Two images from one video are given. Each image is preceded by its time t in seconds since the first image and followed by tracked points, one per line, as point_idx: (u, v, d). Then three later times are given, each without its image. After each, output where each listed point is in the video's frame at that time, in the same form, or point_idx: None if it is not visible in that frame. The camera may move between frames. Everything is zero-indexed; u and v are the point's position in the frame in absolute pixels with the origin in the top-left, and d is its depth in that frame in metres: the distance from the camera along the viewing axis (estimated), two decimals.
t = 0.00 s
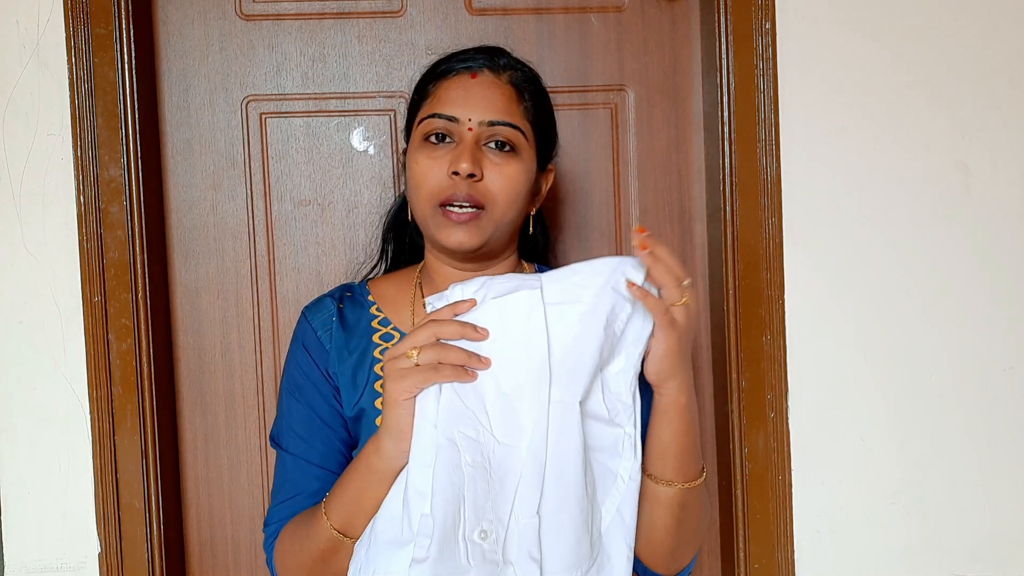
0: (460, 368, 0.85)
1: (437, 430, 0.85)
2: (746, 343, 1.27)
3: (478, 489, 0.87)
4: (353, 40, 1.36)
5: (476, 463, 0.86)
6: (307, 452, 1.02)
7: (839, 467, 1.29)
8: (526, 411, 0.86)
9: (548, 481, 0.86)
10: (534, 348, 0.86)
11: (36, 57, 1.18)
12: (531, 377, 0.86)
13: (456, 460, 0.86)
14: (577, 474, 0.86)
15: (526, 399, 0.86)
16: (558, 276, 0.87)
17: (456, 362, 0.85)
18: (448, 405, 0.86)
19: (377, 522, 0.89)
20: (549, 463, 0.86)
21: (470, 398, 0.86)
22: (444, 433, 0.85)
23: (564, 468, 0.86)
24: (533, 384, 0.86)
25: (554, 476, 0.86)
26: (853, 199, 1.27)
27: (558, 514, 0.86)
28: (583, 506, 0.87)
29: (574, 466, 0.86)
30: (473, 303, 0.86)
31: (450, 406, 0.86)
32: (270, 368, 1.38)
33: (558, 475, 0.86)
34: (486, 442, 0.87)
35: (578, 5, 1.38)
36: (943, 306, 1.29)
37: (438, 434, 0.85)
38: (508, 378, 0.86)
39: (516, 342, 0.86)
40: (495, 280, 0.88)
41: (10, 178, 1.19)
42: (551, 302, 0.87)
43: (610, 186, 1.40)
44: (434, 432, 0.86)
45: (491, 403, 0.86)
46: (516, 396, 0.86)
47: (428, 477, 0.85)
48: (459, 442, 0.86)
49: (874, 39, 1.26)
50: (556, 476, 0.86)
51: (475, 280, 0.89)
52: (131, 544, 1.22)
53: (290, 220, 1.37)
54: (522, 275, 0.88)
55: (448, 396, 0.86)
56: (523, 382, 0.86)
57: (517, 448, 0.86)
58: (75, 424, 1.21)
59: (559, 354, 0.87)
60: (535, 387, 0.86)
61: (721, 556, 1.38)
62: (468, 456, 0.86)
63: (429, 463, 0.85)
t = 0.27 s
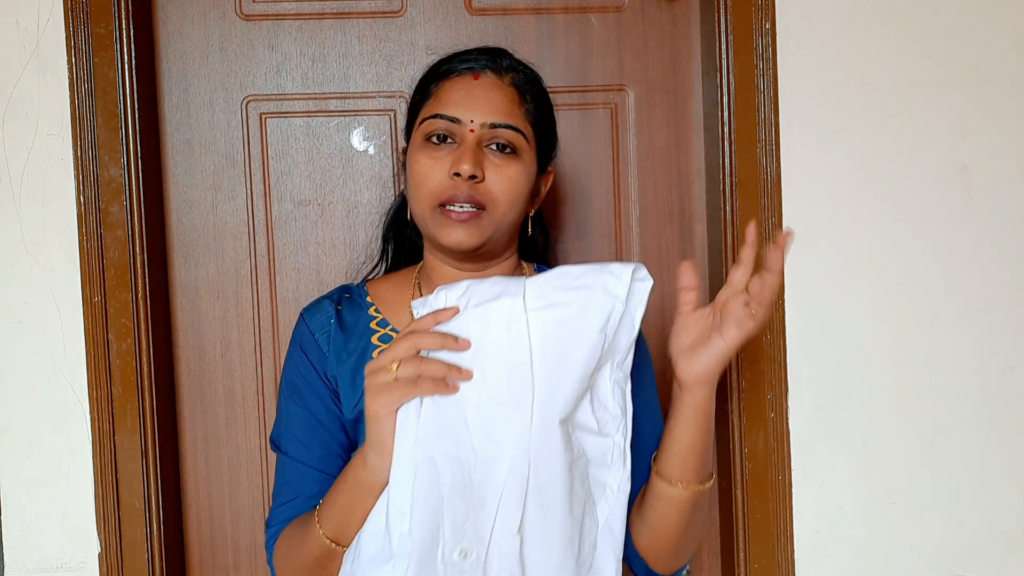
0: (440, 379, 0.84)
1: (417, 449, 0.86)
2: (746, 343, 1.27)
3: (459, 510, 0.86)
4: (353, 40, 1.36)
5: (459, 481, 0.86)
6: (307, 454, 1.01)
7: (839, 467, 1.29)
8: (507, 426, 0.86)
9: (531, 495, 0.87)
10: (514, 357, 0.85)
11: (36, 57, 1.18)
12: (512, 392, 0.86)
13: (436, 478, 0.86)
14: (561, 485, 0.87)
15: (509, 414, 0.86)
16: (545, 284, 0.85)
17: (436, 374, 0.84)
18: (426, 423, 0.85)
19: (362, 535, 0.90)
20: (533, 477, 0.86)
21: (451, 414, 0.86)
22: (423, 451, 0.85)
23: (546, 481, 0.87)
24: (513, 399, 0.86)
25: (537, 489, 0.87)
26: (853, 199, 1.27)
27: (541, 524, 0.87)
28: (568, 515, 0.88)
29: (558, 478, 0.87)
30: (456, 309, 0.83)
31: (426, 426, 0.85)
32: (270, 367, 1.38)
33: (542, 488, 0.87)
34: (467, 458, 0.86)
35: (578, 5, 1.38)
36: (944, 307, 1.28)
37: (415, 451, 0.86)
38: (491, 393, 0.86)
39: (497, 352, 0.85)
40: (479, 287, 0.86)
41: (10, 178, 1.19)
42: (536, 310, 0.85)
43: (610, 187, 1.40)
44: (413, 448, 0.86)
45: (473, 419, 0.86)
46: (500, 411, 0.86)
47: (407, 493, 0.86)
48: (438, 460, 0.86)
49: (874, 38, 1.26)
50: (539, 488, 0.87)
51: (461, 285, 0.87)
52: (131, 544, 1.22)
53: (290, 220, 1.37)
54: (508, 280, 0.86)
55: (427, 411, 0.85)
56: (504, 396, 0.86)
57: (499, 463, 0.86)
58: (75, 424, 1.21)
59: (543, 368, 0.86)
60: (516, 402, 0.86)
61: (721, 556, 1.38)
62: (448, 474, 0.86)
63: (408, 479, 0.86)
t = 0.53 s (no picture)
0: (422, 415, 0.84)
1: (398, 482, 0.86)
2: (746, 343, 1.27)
3: (440, 547, 0.86)
4: (353, 40, 1.36)
5: (440, 516, 0.86)
6: (308, 456, 1.03)
7: (839, 467, 1.29)
8: (489, 464, 0.85)
9: (514, 532, 0.86)
10: (499, 389, 0.84)
11: (36, 57, 1.18)
12: (494, 429, 0.84)
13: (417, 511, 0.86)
14: (546, 522, 0.86)
15: (491, 452, 0.85)
16: (531, 310, 0.84)
17: (421, 407, 0.83)
18: (407, 457, 0.86)
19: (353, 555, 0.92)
20: (515, 514, 0.85)
21: (433, 449, 0.85)
22: (404, 484, 0.86)
23: (530, 518, 0.86)
24: (495, 437, 0.85)
25: (520, 526, 0.86)
26: (853, 199, 1.27)
27: (523, 564, 0.86)
28: (551, 554, 0.87)
29: (542, 515, 0.86)
30: (441, 335, 0.83)
31: (407, 458, 0.86)
32: (270, 367, 1.38)
33: (525, 525, 0.86)
34: (449, 494, 0.86)
35: (578, 5, 1.38)
36: (944, 306, 1.28)
37: (396, 484, 0.86)
38: (472, 429, 0.85)
39: (481, 385, 0.85)
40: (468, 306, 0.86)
41: (10, 178, 1.19)
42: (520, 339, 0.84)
43: (610, 187, 1.40)
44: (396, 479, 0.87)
45: (455, 454, 0.85)
46: (482, 448, 0.85)
47: (389, 526, 0.87)
48: (420, 494, 0.86)
49: (874, 38, 1.26)
50: (522, 526, 0.86)
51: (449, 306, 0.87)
52: (131, 544, 1.22)
53: (290, 220, 1.37)
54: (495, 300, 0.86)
55: (409, 443, 0.86)
56: (486, 432, 0.85)
57: (481, 501, 0.85)
58: (75, 424, 1.21)
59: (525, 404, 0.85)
60: (497, 441, 0.85)
61: (721, 556, 1.38)
62: (429, 509, 0.86)
63: (390, 510, 0.86)
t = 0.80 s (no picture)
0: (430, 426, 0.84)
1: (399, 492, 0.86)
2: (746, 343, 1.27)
3: (440, 558, 0.86)
4: (353, 40, 1.36)
5: (441, 527, 0.86)
6: (308, 457, 1.03)
7: (839, 467, 1.29)
8: (492, 476, 0.85)
9: (514, 545, 0.85)
10: (503, 402, 0.85)
11: (36, 57, 1.18)
12: (497, 440, 0.85)
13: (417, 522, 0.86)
14: (547, 535, 0.86)
15: (493, 463, 0.85)
16: (536, 322, 0.85)
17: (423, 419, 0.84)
18: (409, 467, 0.86)
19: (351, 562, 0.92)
20: (516, 525, 0.85)
21: (435, 459, 0.85)
22: (406, 493, 0.86)
23: (531, 531, 0.86)
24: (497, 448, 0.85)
25: (521, 539, 0.85)
26: (853, 199, 1.27)
27: None
28: (551, 569, 0.87)
29: (544, 528, 0.86)
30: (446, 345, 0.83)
31: (409, 468, 0.86)
32: (270, 367, 1.38)
33: (526, 538, 0.86)
34: (450, 505, 0.86)
35: (578, 5, 1.38)
36: (944, 307, 1.28)
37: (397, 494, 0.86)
38: (475, 440, 0.85)
39: (485, 397, 0.85)
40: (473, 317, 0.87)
41: (10, 178, 1.19)
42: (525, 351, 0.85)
43: (610, 186, 1.40)
44: (398, 489, 0.87)
45: (458, 465, 0.85)
46: (484, 460, 0.85)
47: (389, 535, 0.87)
48: (421, 504, 0.86)
49: (874, 38, 1.26)
50: (523, 538, 0.85)
51: (453, 315, 0.88)
52: (131, 544, 1.22)
53: (290, 220, 1.37)
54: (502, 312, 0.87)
55: (411, 453, 0.86)
56: (489, 443, 0.85)
57: (483, 512, 0.85)
58: (75, 424, 1.21)
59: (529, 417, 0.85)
60: (500, 453, 0.85)
61: (721, 556, 1.38)
62: (430, 519, 0.85)
63: (391, 519, 0.86)
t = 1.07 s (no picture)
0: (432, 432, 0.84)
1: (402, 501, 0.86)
2: (746, 343, 1.27)
3: (443, 566, 0.86)
4: (353, 40, 1.36)
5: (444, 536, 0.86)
6: (308, 461, 1.03)
7: (839, 467, 1.29)
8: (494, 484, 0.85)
9: (516, 553, 0.85)
10: (504, 411, 0.85)
11: (36, 57, 1.18)
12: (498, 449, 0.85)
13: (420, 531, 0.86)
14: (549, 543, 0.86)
15: (495, 472, 0.85)
16: (537, 333, 0.86)
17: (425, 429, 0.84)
18: (412, 476, 0.86)
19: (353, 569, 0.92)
20: (518, 534, 0.85)
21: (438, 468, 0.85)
22: (409, 503, 0.86)
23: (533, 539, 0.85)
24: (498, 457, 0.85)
25: (523, 548, 0.85)
26: (853, 199, 1.27)
27: None
28: None
29: (546, 536, 0.85)
30: (446, 353, 0.83)
31: (412, 478, 0.86)
32: (270, 367, 1.38)
33: (528, 546, 0.85)
34: (453, 513, 0.86)
35: (578, 5, 1.38)
36: (944, 307, 1.28)
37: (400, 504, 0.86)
38: (476, 448, 0.85)
39: (486, 406, 0.85)
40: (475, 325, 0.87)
41: (10, 179, 1.19)
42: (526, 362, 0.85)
43: (610, 186, 1.40)
44: (401, 498, 0.87)
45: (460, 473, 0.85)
46: (486, 468, 0.85)
47: (392, 545, 0.87)
48: (424, 514, 0.86)
49: (874, 38, 1.26)
50: (525, 547, 0.85)
51: (454, 323, 0.88)
52: (131, 544, 1.22)
53: (290, 220, 1.37)
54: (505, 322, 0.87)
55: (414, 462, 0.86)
56: (490, 452, 0.85)
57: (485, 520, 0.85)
58: (75, 424, 1.21)
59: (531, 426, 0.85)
60: (501, 461, 0.85)
61: (721, 556, 1.38)
62: (433, 528, 0.86)
63: (394, 529, 0.87)
